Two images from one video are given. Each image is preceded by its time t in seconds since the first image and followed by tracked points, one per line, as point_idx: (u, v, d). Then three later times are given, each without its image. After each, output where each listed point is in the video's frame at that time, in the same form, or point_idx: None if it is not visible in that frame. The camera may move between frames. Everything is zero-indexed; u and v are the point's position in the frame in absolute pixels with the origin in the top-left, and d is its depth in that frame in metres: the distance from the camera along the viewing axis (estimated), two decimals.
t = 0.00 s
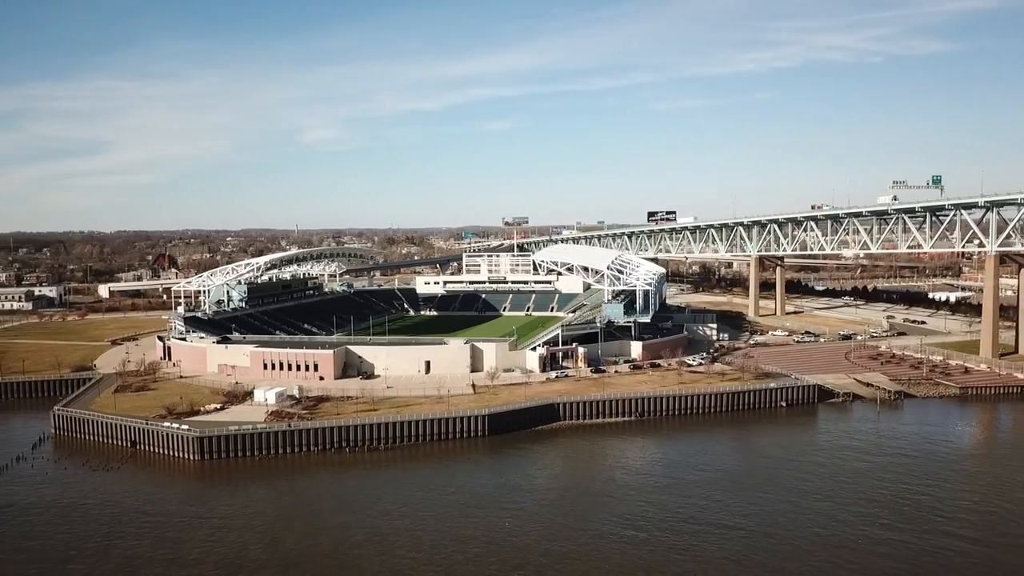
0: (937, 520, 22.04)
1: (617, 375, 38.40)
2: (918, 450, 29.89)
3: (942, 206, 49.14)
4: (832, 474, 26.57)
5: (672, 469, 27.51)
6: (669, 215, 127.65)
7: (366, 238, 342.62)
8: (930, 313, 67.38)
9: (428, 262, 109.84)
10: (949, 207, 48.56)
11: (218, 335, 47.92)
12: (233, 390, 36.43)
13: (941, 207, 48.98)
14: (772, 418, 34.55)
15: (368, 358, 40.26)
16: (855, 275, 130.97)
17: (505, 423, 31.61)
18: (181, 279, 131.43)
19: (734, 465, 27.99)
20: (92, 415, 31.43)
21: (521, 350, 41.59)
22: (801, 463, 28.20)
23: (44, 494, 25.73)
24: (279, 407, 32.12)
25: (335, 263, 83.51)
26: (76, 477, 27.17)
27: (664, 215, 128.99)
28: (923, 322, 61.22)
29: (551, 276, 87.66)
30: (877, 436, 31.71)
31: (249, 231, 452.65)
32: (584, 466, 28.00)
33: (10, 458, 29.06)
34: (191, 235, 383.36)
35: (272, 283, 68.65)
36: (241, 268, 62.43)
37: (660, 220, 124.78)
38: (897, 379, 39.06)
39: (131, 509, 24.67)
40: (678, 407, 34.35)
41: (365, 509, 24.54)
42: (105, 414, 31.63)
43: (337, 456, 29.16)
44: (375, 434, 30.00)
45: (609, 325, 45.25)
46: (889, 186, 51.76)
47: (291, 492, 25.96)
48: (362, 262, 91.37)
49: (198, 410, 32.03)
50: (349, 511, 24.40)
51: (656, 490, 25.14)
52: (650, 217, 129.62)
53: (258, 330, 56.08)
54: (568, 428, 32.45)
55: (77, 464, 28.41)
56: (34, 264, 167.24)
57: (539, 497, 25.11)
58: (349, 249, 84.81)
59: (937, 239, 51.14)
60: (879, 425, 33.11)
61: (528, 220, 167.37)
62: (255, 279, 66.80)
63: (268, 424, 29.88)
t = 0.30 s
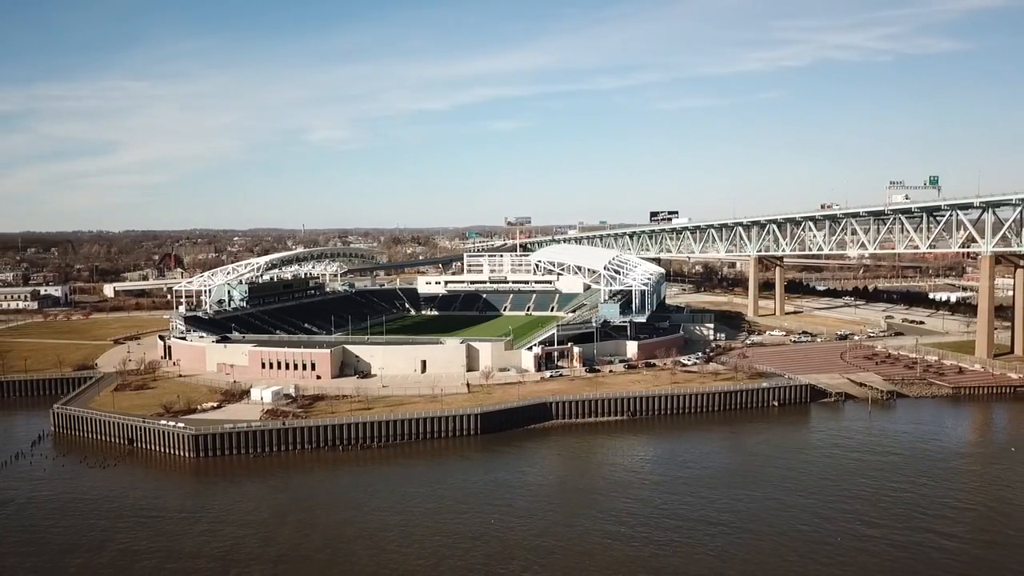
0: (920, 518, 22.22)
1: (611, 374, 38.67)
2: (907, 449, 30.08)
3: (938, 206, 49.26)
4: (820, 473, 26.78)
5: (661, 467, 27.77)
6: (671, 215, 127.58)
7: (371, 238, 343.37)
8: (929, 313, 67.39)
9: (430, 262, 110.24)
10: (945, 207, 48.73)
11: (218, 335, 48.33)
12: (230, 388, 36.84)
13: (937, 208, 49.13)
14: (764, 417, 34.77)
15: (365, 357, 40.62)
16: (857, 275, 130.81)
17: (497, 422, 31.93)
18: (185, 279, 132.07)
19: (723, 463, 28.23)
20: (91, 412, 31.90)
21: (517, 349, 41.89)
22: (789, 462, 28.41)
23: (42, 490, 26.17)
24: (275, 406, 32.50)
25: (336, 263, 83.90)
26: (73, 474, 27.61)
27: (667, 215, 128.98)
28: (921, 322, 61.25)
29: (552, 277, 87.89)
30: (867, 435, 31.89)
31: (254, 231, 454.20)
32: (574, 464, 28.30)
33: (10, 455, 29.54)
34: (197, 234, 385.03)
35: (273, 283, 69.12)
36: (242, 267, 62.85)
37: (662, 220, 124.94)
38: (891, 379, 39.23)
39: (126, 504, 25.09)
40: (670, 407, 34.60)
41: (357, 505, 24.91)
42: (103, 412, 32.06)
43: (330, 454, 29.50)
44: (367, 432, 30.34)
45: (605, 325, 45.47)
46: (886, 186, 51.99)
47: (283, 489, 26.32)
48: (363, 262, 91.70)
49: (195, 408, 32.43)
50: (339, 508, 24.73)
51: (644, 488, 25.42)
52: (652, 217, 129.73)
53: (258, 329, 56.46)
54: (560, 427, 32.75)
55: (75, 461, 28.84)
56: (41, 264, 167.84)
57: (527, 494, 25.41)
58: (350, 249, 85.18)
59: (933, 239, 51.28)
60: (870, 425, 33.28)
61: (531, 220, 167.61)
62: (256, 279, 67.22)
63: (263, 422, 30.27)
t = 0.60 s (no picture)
0: (901, 516, 22.45)
1: (605, 374, 38.95)
2: (896, 449, 30.27)
3: (935, 207, 49.41)
4: (806, 472, 27.03)
5: (649, 466, 28.05)
6: (673, 216, 127.67)
7: (375, 238, 344.00)
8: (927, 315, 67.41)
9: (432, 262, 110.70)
10: (941, 208, 48.86)
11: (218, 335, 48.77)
12: (227, 388, 37.23)
13: (933, 209, 49.27)
14: (755, 417, 35.01)
15: (362, 358, 41.00)
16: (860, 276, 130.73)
17: (490, 421, 32.25)
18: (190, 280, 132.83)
19: (711, 463, 28.49)
20: (89, 411, 32.34)
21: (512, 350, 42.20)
22: (778, 462, 28.64)
23: (39, 487, 26.61)
24: (271, 406, 32.87)
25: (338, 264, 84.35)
26: (70, 471, 28.03)
27: (668, 216, 129.03)
28: (919, 323, 61.34)
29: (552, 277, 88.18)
30: (856, 435, 32.12)
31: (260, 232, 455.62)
32: (563, 463, 28.59)
33: (8, 454, 29.99)
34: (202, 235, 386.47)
35: (275, 283, 69.57)
36: (243, 268, 63.31)
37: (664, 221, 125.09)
38: (884, 380, 39.41)
39: (121, 501, 25.49)
40: (662, 407, 34.86)
41: (347, 503, 25.24)
42: (101, 411, 32.49)
43: (323, 453, 29.84)
44: (360, 432, 30.68)
45: (601, 326, 45.73)
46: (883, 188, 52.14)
47: (275, 487, 26.68)
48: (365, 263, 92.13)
49: (192, 407, 32.83)
50: (329, 505, 25.07)
51: (631, 486, 25.69)
52: (654, 218, 129.96)
53: (258, 330, 56.88)
54: (552, 427, 33.06)
55: (72, 459, 29.28)
56: (48, 264, 168.97)
57: (515, 492, 25.71)
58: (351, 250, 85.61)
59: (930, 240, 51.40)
60: (861, 425, 33.48)
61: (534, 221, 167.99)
62: (257, 279, 67.67)
63: (257, 422, 30.66)
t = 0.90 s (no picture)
0: (883, 512, 22.72)
1: (599, 374, 39.25)
2: (884, 447, 30.51)
3: (929, 208, 49.57)
4: (793, 470, 27.31)
5: (637, 464, 28.35)
6: (675, 216, 127.59)
7: (379, 238, 344.70)
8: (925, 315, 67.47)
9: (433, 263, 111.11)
10: (935, 209, 49.03)
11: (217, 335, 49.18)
12: (225, 387, 37.63)
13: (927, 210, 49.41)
14: (747, 417, 35.26)
15: (358, 357, 41.38)
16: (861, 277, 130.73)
17: (482, 420, 32.58)
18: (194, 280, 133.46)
19: (700, 461, 28.78)
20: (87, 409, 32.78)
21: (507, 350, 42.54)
22: (766, 460, 28.91)
23: (37, 483, 27.04)
24: (266, 404, 33.26)
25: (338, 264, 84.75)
26: (68, 468, 28.47)
27: (670, 216, 128.99)
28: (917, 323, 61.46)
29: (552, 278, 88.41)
30: (846, 434, 32.36)
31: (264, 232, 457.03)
32: (553, 461, 28.92)
33: (8, 450, 30.45)
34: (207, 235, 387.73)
35: (275, 283, 69.96)
36: (244, 268, 63.73)
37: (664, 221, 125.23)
38: (876, 380, 39.62)
39: (116, 497, 25.91)
40: (654, 406, 35.13)
41: (338, 499, 25.62)
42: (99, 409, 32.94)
43: (316, 451, 30.22)
44: (354, 430, 31.03)
45: (596, 326, 45.99)
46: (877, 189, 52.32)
47: (268, 483, 27.06)
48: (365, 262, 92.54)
49: (189, 406, 33.24)
50: (320, 501, 25.44)
51: (618, 483, 26.01)
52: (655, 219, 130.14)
53: (258, 329, 57.27)
54: (544, 425, 33.37)
55: (69, 456, 29.71)
56: (54, 264, 169.93)
57: (504, 489, 26.04)
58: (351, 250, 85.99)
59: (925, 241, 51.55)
60: (851, 424, 33.71)
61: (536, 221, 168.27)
62: (258, 279, 68.08)
63: (252, 420, 31.04)
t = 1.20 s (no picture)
0: (867, 510, 22.98)
1: (594, 374, 39.55)
2: (874, 446, 30.73)
3: (926, 209, 49.68)
4: (780, 468, 27.58)
5: (627, 462, 28.66)
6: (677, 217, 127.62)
7: (384, 239, 345.80)
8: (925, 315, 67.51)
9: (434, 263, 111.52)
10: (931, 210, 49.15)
11: (218, 334, 49.67)
12: (223, 386, 38.04)
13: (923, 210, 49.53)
14: (739, 416, 35.52)
15: (356, 357, 41.78)
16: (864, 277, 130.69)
17: (475, 419, 32.92)
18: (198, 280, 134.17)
19: (689, 460, 29.07)
20: (87, 408, 33.25)
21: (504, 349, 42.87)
22: (755, 459, 29.16)
23: (37, 479, 27.51)
24: (263, 403, 33.66)
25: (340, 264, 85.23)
26: (67, 465, 28.93)
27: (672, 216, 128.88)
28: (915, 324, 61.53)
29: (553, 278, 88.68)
30: (836, 433, 32.57)
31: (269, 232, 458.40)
32: (544, 459, 29.24)
33: (9, 448, 30.96)
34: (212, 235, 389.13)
35: (276, 283, 70.42)
36: (245, 268, 64.20)
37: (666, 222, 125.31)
38: (870, 380, 39.81)
39: (114, 492, 26.35)
40: (646, 406, 35.40)
41: (332, 495, 26.00)
42: (99, 408, 33.42)
43: (311, 449, 30.60)
44: (349, 429, 31.41)
45: (592, 326, 46.26)
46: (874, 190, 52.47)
47: (262, 481, 27.45)
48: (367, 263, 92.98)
49: (187, 404, 33.68)
50: (313, 497, 25.82)
51: (607, 480, 26.34)
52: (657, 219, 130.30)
53: (258, 329, 57.72)
54: (536, 424, 33.69)
55: (69, 453, 30.16)
56: (60, 264, 171.01)
57: (494, 486, 26.39)
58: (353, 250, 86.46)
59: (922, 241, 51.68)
60: (842, 423, 33.95)
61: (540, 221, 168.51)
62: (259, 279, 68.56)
63: (248, 419, 31.45)
